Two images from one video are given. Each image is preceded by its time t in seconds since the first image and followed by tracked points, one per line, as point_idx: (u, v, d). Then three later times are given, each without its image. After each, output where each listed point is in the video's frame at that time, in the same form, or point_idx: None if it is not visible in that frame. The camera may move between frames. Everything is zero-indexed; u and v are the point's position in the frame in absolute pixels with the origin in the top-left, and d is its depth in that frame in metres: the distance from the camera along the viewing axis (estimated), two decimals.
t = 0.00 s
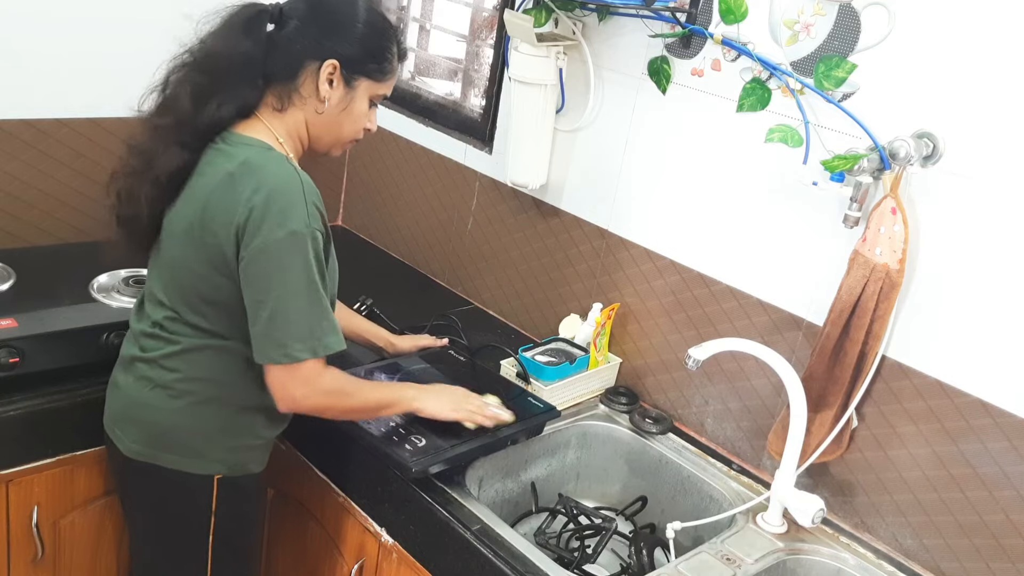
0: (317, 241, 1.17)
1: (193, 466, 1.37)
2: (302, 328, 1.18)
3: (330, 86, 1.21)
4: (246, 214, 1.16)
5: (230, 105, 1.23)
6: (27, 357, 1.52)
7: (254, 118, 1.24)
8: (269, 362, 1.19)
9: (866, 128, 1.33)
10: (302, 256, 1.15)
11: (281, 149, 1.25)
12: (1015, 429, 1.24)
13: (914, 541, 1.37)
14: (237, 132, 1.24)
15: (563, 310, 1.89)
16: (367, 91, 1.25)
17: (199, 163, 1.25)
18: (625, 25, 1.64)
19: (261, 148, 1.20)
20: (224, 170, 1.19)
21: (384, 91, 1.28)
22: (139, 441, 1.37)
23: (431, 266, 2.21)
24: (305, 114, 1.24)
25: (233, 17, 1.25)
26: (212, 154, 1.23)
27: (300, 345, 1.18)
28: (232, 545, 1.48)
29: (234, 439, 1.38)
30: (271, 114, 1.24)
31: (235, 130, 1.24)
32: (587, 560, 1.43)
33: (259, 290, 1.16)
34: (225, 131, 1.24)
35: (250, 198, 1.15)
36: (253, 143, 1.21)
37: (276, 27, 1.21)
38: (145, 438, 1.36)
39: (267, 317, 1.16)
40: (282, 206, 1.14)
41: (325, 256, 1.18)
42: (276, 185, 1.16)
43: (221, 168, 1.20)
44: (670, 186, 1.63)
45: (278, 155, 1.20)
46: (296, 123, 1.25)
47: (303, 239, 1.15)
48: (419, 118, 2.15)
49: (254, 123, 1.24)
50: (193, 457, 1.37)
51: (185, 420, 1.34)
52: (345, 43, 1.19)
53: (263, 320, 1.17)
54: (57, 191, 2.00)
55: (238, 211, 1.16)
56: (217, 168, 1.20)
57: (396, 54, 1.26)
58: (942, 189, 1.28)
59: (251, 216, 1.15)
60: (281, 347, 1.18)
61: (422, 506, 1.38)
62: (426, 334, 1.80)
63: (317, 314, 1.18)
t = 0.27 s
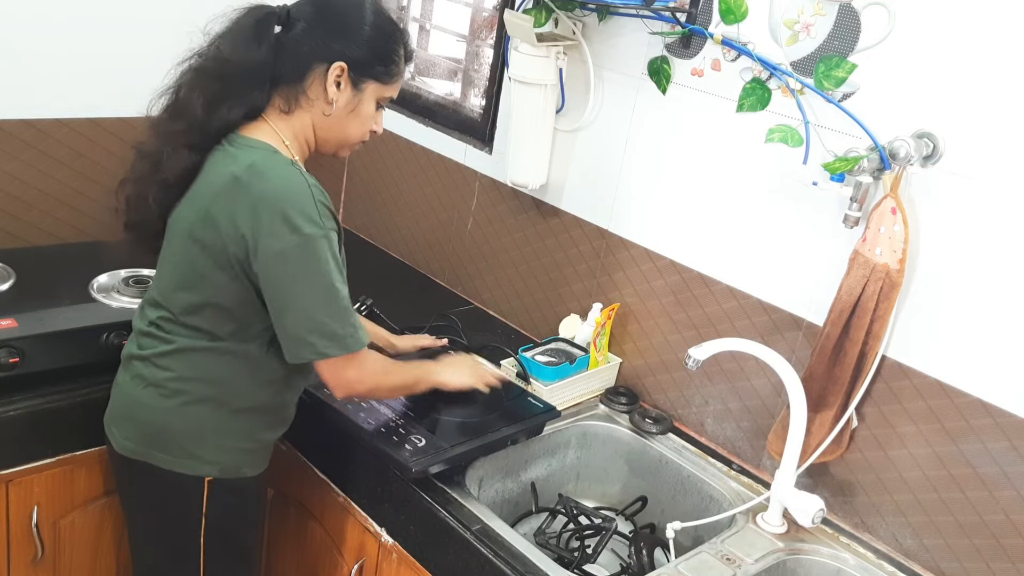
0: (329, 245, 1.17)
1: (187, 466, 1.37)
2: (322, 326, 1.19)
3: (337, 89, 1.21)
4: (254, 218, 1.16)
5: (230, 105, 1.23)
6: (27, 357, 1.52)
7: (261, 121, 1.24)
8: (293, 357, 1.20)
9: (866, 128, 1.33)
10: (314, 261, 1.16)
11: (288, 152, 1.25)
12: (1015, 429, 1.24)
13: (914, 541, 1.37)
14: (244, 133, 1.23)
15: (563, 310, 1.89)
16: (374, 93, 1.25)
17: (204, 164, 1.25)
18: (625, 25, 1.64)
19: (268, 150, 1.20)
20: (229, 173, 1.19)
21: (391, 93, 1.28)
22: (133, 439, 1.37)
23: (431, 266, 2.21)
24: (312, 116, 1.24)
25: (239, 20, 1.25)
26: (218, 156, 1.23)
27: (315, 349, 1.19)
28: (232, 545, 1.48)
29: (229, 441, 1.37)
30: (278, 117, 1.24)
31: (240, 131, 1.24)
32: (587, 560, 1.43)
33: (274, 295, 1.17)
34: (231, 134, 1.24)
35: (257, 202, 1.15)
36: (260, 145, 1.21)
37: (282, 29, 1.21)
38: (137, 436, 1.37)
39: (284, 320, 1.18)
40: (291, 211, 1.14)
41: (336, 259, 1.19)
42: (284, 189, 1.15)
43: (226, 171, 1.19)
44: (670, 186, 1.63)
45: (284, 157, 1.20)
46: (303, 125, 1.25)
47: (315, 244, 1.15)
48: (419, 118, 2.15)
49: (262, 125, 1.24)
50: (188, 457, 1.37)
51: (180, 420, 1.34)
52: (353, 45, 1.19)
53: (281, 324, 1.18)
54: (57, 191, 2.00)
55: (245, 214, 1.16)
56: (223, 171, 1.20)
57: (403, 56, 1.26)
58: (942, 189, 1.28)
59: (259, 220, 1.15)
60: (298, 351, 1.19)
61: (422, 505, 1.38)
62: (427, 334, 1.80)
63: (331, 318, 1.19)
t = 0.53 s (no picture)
0: (333, 242, 1.17)
1: (199, 466, 1.37)
2: (322, 326, 1.17)
3: (348, 91, 1.21)
4: (262, 214, 1.16)
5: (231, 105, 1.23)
6: (27, 357, 1.52)
7: (271, 121, 1.24)
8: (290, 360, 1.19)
9: (866, 128, 1.33)
10: (315, 256, 1.14)
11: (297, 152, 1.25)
12: (1015, 429, 1.24)
13: (914, 541, 1.37)
14: (254, 133, 1.24)
15: (563, 310, 1.89)
16: (383, 95, 1.25)
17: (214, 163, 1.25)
18: (625, 25, 1.64)
19: (279, 148, 1.21)
20: (240, 170, 1.19)
21: (399, 95, 1.29)
22: (145, 439, 1.37)
23: (431, 266, 2.21)
24: (322, 117, 1.24)
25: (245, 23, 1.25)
26: (228, 155, 1.24)
27: (309, 344, 1.17)
28: (232, 545, 1.47)
29: (243, 440, 1.38)
30: (288, 117, 1.24)
31: (251, 131, 1.24)
32: (587, 560, 1.43)
33: (272, 290, 1.16)
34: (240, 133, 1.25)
35: (266, 198, 1.16)
36: (270, 144, 1.21)
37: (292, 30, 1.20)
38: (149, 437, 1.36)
39: (279, 314, 1.16)
40: (298, 207, 1.14)
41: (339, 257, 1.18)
42: (293, 186, 1.16)
43: (237, 169, 1.20)
44: (670, 186, 1.63)
45: (293, 157, 1.20)
46: (312, 126, 1.25)
47: (318, 240, 1.14)
48: (419, 118, 2.15)
49: (271, 125, 1.24)
50: (200, 457, 1.37)
51: (192, 420, 1.34)
52: (363, 47, 1.19)
53: (275, 319, 1.17)
54: (57, 191, 2.00)
55: (253, 211, 1.17)
56: (233, 168, 1.20)
57: (411, 58, 1.26)
58: (942, 189, 1.28)
59: (266, 216, 1.15)
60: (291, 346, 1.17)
61: (422, 505, 1.38)
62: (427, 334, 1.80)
63: (328, 314, 1.17)
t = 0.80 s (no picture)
0: (345, 241, 1.18)
1: (210, 466, 1.37)
2: (337, 320, 1.19)
3: (352, 93, 1.22)
4: (277, 216, 1.16)
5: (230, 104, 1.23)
6: (27, 357, 1.52)
7: (275, 122, 1.24)
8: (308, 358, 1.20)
9: (866, 128, 1.33)
10: (330, 257, 1.16)
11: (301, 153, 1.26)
12: (1015, 429, 1.24)
13: (914, 541, 1.37)
14: (260, 134, 1.23)
15: (563, 310, 1.89)
16: (384, 96, 1.27)
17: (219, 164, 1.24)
18: (625, 25, 1.64)
19: (290, 150, 1.21)
20: (252, 172, 1.19)
21: (399, 96, 1.30)
22: (154, 441, 1.36)
23: (431, 266, 2.21)
24: (326, 118, 1.25)
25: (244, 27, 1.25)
26: (234, 156, 1.23)
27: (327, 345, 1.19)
28: (232, 545, 1.48)
29: (252, 438, 1.39)
30: (292, 119, 1.24)
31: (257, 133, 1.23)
32: (587, 560, 1.43)
33: (290, 288, 1.17)
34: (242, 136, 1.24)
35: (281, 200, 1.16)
36: (278, 145, 1.22)
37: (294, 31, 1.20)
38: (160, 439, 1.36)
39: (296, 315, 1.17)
40: (313, 209, 1.15)
41: (351, 255, 1.20)
42: (307, 187, 1.16)
43: (248, 169, 1.20)
44: (670, 186, 1.63)
45: (305, 157, 1.21)
46: (316, 126, 1.25)
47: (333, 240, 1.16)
48: (419, 118, 2.15)
49: (276, 126, 1.24)
50: (209, 457, 1.37)
51: (202, 420, 1.34)
52: (366, 49, 1.19)
53: (296, 317, 1.17)
54: (57, 191, 2.00)
55: (268, 213, 1.17)
56: (244, 169, 1.20)
57: (411, 59, 1.28)
58: (942, 189, 1.28)
59: (282, 219, 1.16)
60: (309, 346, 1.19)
61: (422, 505, 1.38)
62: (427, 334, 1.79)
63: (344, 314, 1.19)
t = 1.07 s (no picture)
0: (351, 240, 1.20)
1: (203, 468, 1.37)
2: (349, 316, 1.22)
3: (346, 91, 1.23)
4: (280, 219, 1.17)
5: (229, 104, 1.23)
6: (27, 357, 1.52)
7: (270, 121, 1.24)
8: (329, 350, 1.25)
9: (866, 128, 1.33)
10: (338, 255, 1.18)
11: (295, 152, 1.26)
12: (1015, 429, 1.24)
13: (914, 541, 1.37)
14: (256, 134, 1.23)
15: (563, 310, 1.89)
16: (377, 96, 1.28)
17: (216, 164, 1.24)
18: (625, 25, 1.64)
19: (286, 148, 1.21)
20: (252, 173, 1.19)
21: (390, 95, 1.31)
22: (145, 443, 1.37)
23: (431, 266, 2.21)
24: (320, 117, 1.25)
25: (237, 27, 1.25)
26: (232, 156, 1.22)
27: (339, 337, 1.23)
28: (232, 544, 1.48)
29: (242, 440, 1.38)
30: (287, 118, 1.24)
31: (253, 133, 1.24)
32: (587, 560, 1.43)
33: (303, 290, 1.20)
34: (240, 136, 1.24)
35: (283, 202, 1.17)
36: (274, 144, 1.22)
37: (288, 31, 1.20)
38: (151, 440, 1.36)
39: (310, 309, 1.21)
40: (318, 211, 1.17)
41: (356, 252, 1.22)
42: (311, 189, 1.17)
43: (247, 170, 1.19)
44: (670, 186, 1.63)
45: (303, 158, 1.21)
46: (310, 125, 1.26)
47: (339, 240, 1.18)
48: (420, 118, 2.15)
49: (271, 126, 1.24)
50: (202, 458, 1.37)
51: (195, 422, 1.34)
52: (360, 48, 1.20)
53: (312, 316, 1.21)
54: (58, 191, 2.00)
55: (269, 216, 1.17)
56: (242, 170, 1.20)
57: (403, 59, 1.29)
58: (942, 189, 1.28)
59: (286, 221, 1.17)
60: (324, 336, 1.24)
61: (422, 505, 1.38)
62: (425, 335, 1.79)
63: (355, 307, 1.23)
